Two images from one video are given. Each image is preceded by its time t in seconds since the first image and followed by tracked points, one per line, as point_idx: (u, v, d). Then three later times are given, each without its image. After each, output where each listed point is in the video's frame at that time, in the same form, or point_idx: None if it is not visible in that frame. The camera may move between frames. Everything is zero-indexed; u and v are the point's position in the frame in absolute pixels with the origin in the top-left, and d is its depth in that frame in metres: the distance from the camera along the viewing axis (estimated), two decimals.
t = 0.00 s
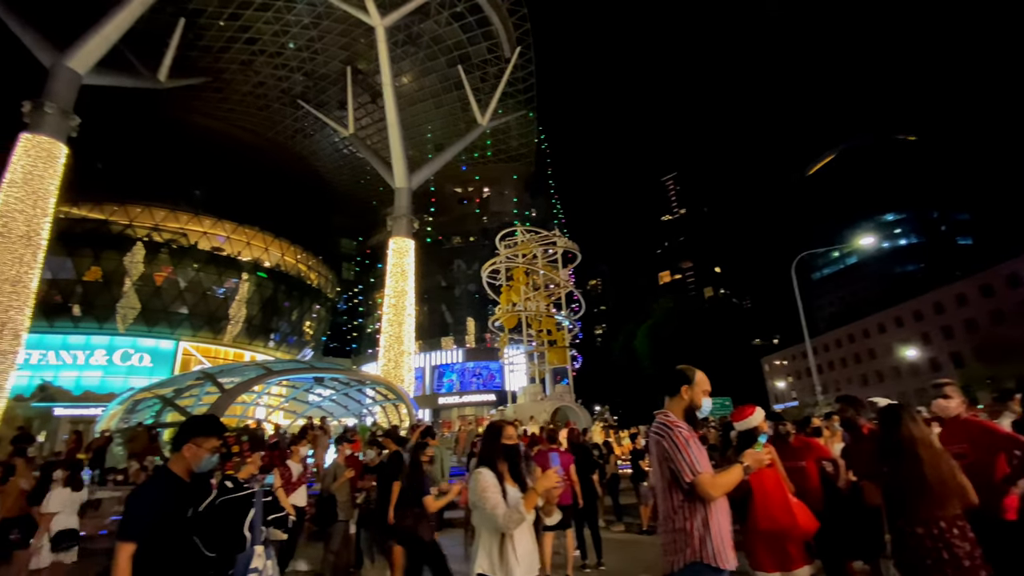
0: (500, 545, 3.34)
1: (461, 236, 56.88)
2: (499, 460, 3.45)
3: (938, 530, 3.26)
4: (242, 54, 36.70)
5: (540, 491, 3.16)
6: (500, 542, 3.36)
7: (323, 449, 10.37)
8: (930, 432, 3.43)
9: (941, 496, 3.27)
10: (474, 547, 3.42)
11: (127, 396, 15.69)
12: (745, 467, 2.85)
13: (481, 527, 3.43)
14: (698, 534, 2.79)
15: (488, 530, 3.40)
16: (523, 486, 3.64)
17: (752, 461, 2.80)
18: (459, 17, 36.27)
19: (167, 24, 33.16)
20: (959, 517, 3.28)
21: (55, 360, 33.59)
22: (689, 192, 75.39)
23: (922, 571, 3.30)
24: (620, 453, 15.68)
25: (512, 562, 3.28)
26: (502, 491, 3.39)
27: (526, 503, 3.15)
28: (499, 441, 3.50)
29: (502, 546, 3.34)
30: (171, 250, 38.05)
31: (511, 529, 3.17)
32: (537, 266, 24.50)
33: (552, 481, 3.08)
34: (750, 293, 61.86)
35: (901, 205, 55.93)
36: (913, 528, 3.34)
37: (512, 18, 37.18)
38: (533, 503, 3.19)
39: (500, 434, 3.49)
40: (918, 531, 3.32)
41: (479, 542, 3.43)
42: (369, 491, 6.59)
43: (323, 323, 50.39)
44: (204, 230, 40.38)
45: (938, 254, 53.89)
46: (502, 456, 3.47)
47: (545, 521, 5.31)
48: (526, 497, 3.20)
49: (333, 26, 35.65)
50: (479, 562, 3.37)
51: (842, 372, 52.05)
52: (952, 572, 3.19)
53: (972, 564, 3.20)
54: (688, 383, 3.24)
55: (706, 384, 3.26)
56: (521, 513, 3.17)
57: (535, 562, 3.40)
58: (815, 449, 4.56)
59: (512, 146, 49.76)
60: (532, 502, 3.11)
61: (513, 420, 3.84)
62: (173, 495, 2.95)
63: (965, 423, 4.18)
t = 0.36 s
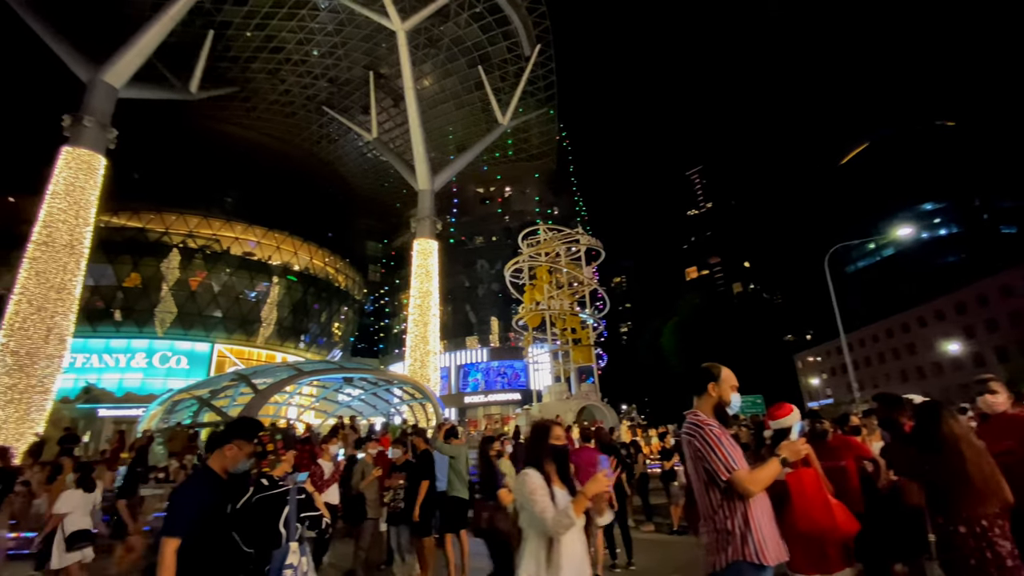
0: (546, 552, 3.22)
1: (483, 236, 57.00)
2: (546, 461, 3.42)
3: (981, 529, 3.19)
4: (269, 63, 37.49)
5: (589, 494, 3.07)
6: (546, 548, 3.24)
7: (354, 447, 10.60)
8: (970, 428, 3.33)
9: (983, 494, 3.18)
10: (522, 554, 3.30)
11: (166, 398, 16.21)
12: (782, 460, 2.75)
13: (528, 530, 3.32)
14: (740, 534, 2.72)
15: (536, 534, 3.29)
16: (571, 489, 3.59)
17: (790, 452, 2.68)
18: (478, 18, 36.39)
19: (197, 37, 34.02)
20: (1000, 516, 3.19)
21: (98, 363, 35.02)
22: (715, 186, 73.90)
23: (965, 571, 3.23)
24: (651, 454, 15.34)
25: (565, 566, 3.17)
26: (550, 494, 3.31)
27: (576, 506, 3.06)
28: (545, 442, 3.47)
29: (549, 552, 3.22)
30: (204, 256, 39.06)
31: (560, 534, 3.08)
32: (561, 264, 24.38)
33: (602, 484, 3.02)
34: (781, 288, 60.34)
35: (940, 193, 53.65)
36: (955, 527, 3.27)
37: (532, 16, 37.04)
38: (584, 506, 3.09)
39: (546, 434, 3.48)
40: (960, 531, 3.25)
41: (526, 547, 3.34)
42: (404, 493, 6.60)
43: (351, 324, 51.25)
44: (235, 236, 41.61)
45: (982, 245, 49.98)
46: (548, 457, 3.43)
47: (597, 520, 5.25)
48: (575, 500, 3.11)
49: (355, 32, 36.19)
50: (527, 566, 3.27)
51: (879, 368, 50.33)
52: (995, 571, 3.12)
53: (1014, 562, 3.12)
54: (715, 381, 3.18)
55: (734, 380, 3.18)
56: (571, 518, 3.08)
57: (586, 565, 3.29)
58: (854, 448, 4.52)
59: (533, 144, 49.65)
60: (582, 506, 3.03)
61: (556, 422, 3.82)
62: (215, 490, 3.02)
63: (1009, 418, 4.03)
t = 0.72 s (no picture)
0: (602, 551, 3.20)
1: (505, 236, 57.10)
2: (594, 462, 3.40)
3: None
4: (293, 72, 38.31)
5: (642, 491, 3.09)
6: (601, 546, 3.21)
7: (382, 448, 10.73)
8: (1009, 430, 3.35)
9: None
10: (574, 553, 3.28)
11: (203, 400, 16.75)
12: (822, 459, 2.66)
13: (578, 529, 3.30)
14: (778, 533, 2.64)
15: (585, 533, 3.26)
16: (621, 489, 3.56)
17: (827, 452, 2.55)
18: (497, 18, 36.51)
19: (225, 50, 34.93)
20: None
21: (139, 366, 36.40)
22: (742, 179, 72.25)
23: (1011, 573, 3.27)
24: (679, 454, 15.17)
25: (622, 564, 3.13)
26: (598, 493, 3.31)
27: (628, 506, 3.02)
28: (592, 442, 3.47)
29: (605, 551, 3.18)
30: (236, 262, 40.40)
31: (611, 533, 3.02)
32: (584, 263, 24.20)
33: (655, 481, 3.03)
34: (813, 283, 58.66)
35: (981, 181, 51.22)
36: (999, 530, 3.32)
37: (550, 15, 36.97)
38: (636, 505, 3.10)
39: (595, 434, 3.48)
40: (1004, 534, 3.30)
41: (577, 545, 3.32)
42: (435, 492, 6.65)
43: (377, 326, 51.97)
44: (266, 242, 42.80)
45: None
46: (596, 457, 3.43)
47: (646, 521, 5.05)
48: (628, 499, 3.09)
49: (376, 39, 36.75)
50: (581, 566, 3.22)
51: (918, 364, 48.46)
52: None
53: None
54: (744, 379, 3.13)
55: (763, 378, 3.10)
56: (623, 516, 3.02)
57: (642, 564, 3.24)
58: (898, 450, 4.20)
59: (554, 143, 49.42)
60: (636, 504, 3.03)
61: (606, 420, 3.79)
62: (252, 489, 3.14)
63: None
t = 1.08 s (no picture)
0: (639, 554, 3.17)
1: (525, 237, 57.12)
2: (628, 464, 3.39)
3: None
4: (315, 81, 39.02)
5: (677, 492, 3.11)
6: (638, 549, 3.19)
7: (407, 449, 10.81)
8: None
9: None
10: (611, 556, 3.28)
11: (234, 402, 17.18)
12: (858, 460, 2.57)
13: (613, 532, 3.29)
14: (811, 533, 2.58)
15: (622, 536, 3.24)
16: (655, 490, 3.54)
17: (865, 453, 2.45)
18: (513, 20, 36.59)
19: (250, 61, 35.78)
20: None
21: (173, 370, 37.59)
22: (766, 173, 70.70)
23: None
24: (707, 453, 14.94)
25: (659, 566, 3.10)
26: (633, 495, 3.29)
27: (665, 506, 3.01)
28: (625, 444, 3.45)
29: (642, 554, 3.16)
30: (264, 268, 41.47)
31: (649, 536, 3.01)
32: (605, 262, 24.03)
33: (689, 480, 3.07)
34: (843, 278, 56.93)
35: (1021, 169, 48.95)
36: None
37: (567, 14, 36.88)
38: (671, 506, 3.07)
39: (628, 436, 3.47)
40: None
41: (613, 548, 3.31)
42: (461, 492, 6.69)
43: (400, 328, 52.51)
44: (291, 247, 43.82)
45: None
46: (629, 460, 3.40)
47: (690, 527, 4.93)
48: (663, 500, 3.09)
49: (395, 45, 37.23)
50: (618, 569, 3.21)
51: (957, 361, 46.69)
52: None
53: None
54: (772, 379, 3.07)
55: (794, 375, 3.04)
56: (660, 518, 3.02)
57: (680, 566, 3.20)
58: (937, 448, 4.03)
59: (573, 142, 49.20)
60: (671, 505, 3.02)
61: (641, 423, 3.75)
62: (283, 490, 3.19)
63: None
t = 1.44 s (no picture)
0: (677, 559, 3.13)
1: (547, 239, 56.97)
2: (663, 468, 3.35)
3: None
4: (337, 91, 39.75)
5: (711, 495, 3.06)
6: (676, 555, 3.15)
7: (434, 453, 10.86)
8: None
9: None
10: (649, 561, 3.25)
11: (266, 407, 17.58)
12: (892, 466, 2.47)
13: (649, 535, 3.25)
14: (845, 539, 2.51)
15: (660, 541, 3.21)
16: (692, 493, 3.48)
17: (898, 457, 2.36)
18: (531, 22, 36.63)
19: (275, 75, 36.63)
20: None
21: (207, 377, 38.74)
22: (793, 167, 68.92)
23: None
24: (740, 454, 14.56)
25: (694, 571, 3.07)
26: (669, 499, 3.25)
27: (699, 510, 2.96)
28: (658, 448, 3.42)
29: (682, 559, 3.12)
30: (292, 275, 42.45)
31: (686, 541, 2.98)
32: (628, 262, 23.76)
33: (722, 483, 3.02)
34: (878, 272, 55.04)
35: None
36: None
37: (585, 14, 36.71)
38: (706, 510, 3.02)
39: (660, 439, 3.43)
40: None
41: (650, 553, 3.27)
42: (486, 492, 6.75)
43: (425, 332, 53.02)
44: (318, 255, 44.75)
45: None
46: (663, 463, 3.37)
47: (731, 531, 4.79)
48: (697, 503, 3.05)
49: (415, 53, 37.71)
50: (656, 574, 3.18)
51: (1002, 357, 44.63)
52: None
53: None
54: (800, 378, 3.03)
55: (822, 375, 2.94)
56: (696, 522, 2.98)
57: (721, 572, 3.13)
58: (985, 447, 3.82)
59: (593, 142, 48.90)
60: (704, 508, 2.98)
61: (674, 425, 3.70)
62: (314, 494, 3.28)
63: None
